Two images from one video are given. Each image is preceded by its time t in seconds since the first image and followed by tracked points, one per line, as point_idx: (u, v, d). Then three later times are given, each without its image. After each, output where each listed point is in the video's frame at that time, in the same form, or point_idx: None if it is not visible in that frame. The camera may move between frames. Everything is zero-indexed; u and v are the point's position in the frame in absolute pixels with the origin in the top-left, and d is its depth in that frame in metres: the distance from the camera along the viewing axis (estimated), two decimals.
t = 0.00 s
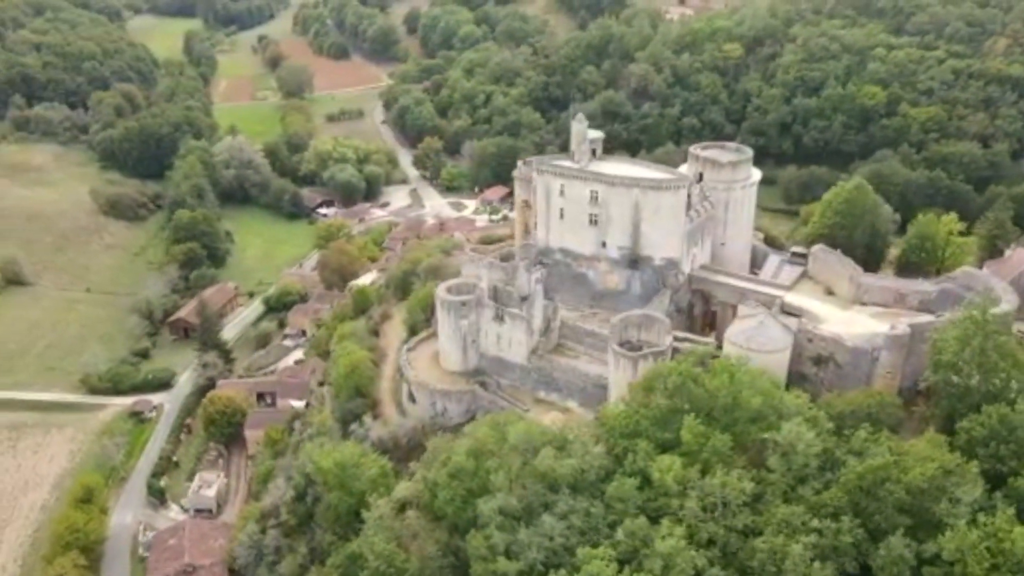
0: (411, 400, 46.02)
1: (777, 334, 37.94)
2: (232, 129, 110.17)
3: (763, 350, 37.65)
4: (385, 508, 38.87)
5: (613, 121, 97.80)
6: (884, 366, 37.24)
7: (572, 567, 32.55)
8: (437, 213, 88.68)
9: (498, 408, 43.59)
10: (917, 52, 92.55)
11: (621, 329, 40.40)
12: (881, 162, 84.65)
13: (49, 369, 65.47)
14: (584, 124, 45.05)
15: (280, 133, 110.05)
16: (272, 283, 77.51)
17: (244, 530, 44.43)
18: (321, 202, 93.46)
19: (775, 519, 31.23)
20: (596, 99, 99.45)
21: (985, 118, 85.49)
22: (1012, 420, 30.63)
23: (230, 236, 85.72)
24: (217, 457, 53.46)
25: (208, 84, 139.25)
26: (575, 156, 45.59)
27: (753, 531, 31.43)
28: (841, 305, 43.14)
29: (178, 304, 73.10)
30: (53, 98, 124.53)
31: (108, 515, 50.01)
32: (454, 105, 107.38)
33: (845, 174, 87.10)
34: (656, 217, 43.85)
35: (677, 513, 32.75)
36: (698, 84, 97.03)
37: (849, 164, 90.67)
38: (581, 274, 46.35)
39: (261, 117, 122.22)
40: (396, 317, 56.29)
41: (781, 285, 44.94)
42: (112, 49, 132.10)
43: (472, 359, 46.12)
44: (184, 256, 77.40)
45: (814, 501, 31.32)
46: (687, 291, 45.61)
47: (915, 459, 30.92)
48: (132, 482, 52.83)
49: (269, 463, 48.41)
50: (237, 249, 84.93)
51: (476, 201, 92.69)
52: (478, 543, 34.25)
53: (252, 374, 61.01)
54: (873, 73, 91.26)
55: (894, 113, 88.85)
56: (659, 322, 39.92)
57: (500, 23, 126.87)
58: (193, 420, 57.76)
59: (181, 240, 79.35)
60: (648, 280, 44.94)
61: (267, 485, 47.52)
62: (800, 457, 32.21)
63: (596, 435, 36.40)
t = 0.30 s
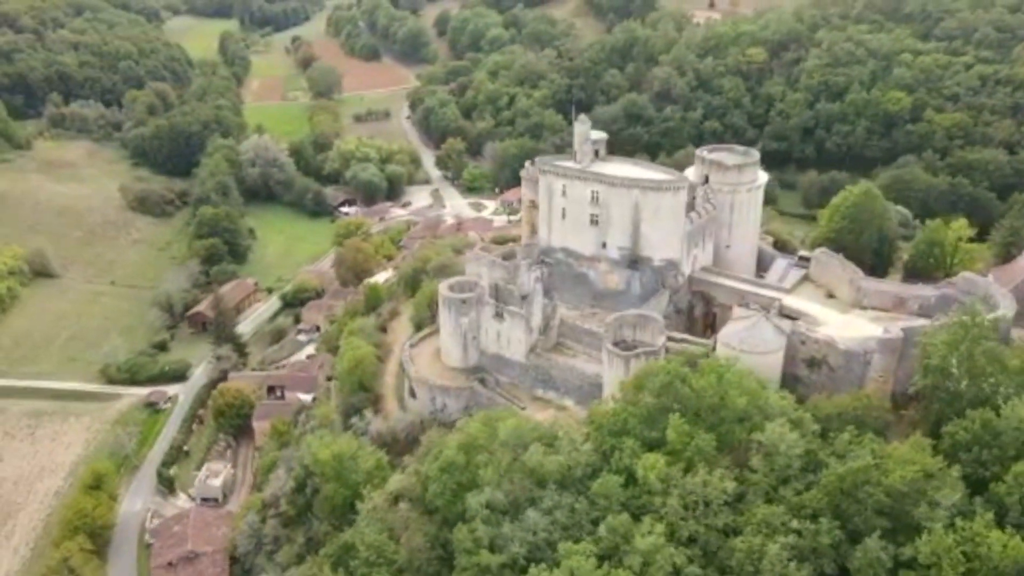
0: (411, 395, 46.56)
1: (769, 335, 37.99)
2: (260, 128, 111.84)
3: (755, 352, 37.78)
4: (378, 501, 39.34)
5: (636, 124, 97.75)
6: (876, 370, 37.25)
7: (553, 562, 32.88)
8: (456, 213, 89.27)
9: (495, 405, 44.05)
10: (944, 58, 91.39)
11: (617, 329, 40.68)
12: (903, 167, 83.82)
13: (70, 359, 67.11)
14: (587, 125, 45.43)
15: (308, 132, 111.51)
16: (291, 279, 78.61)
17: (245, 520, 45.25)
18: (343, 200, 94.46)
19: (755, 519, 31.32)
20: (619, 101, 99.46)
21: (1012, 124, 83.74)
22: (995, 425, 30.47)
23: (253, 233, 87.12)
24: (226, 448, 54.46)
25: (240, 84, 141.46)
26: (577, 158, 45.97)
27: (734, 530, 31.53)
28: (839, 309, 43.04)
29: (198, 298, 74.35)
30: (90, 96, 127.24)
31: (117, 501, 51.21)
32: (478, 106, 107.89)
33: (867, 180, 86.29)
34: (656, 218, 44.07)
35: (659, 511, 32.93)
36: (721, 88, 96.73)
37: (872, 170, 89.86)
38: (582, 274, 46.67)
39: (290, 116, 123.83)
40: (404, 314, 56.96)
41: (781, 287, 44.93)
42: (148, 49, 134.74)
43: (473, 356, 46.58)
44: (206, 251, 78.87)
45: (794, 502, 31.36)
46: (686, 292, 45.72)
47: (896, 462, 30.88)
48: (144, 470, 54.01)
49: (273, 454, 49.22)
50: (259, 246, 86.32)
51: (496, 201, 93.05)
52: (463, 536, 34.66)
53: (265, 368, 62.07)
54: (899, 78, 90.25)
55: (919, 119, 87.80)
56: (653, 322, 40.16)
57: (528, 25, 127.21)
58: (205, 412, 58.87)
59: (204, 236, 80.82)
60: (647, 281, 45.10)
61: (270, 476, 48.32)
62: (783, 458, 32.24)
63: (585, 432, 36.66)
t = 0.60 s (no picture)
0: (412, 389, 47.01)
1: (761, 337, 38.11)
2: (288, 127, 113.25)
3: (746, 353, 37.83)
4: (371, 492, 39.82)
5: (659, 126, 97.52)
6: (868, 374, 37.25)
7: (535, 556, 33.21)
8: (476, 212, 89.76)
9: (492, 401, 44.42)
10: (972, 63, 90.19)
11: (611, 328, 40.80)
12: (927, 173, 82.86)
13: (91, 349, 68.71)
14: (590, 126, 45.78)
15: (334, 132, 112.74)
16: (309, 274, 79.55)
17: (247, 509, 46.06)
18: (366, 199, 95.17)
19: (735, 520, 31.36)
20: (642, 104, 99.26)
21: None
22: (978, 430, 30.28)
23: (275, 230, 88.41)
24: (234, 439, 55.52)
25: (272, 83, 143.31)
26: (580, 158, 46.34)
27: (713, 530, 31.63)
28: (838, 312, 42.93)
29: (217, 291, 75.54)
30: (125, 93, 129.65)
31: (128, 488, 52.41)
32: (502, 107, 108.22)
33: (891, 185, 85.42)
34: (655, 219, 44.27)
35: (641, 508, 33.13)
36: (744, 92, 96.24)
37: (896, 176, 88.96)
38: (583, 274, 46.94)
39: (319, 115, 125.10)
40: (412, 311, 57.60)
41: (781, 290, 44.91)
42: (183, 49, 137.08)
43: (473, 353, 47.01)
44: (228, 247, 80.29)
45: (774, 503, 31.40)
46: (686, 293, 45.75)
47: (877, 465, 30.79)
48: (155, 458, 55.20)
49: (278, 445, 50.02)
50: (281, 242, 87.61)
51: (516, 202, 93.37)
52: (449, 529, 35.13)
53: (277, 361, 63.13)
54: (925, 83, 89.16)
55: (945, 125, 86.72)
56: (648, 321, 40.51)
57: (557, 27, 127.30)
58: (217, 403, 59.99)
59: (226, 231, 82.22)
60: (647, 281, 45.16)
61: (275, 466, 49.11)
62: (764, 459, 32.27)
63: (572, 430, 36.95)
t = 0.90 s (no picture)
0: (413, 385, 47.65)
1: (752, 340, 38.05)
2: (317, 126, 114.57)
3: (736, 354, 37.84)
4: (365, 485, 40.39)
5: (683, 130, 97.09)
6: (859, 379, 37.11)
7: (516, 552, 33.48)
8: (497, 213, 90.18)
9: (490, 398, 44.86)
10: (1003, 69, 88.65)
11: (605, 328, 41.06)
12: (952, 179, 81.63)
13: (113, 341, 70.35)
14: (592, 127, 45.94)
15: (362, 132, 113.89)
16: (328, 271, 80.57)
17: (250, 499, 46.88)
18: (389, 198, 96.23)
19: (712, 520, 31.38)
20: (667, 107, 98.90)
21: None
22: (958, 437, 30.03)
23: (299, 227, 89.62)
24: (244, 430, 56.59)
25: (306, 83, 145.02)
26: (583, 160, 46.53)
27: (691, 530, 31.68)
28: (837, 317, 42.75)
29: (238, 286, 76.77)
30: (161, 92, 132.06)
31: (138, 476, 53.66)
32: (528, 109, 108.36)
33: (916, 191, 84.30)
34: (655, 221, 44.37)
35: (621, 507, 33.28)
36: (770, 96, 95.53)
37: (922, 182, 87.78)
38: (584, 274, 47.14)
39: (348, 114, 126.23)
40: (421, 309, 58.22)
41: (780, 294, 44.77)
42: (219, 49, 139.33)
43: (473, 351, 47.44)
44: (251, 243, 81.69)
45: (752, 504, 31.38)
46: (686, 295, 45.79)
47: (856, 470, 30.67)
48: (166, 447, 56.43)
49: (283, 437, 50.85)
50: (304, 238, 88.87)
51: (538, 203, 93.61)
52: (434, 523, 35.58)
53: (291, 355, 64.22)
54: (954, 89, 87.78)
55: (973, 131, 85.40)
56: (641, 321, 40.73)
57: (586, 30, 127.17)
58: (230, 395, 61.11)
59: (250, 228, 83.68)
60: (647, 283, 45.23)
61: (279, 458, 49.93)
62: (744, 461, 32.28)
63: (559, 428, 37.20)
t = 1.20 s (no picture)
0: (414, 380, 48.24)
1: (741, 343, 38.08)
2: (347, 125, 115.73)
3: (724, 356, 37.86)
4: (358, 477, 40.96)
5: (709, 133, 96.48)
6: (848, 384, 36.86)
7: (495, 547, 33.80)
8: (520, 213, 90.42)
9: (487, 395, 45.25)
10: None
11: (599, 328, 41.33)
12: (980, 186, 80.17)
13: (135, 331, 71.98)
14: (595, 128, 46.05)
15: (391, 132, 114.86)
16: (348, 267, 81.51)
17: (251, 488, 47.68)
18: (414, 196, 97.12)
19: (687, 520, 31.43)
20: (694, 110, 98.37)
21: None
22: (936, 443, 29.79)
23: (323, 223, 90.72)
24: (253, 421, 57.61)
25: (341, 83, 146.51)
26: (586, 160, 46.69)
27: (667, 530, 31.74)
28: (835, 322, 42.50)
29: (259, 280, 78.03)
30: (199, 90, 134.44)
31: (150, 463, 54.93)
32: (555, 110, 108.28)
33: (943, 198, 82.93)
34: (654, 222, 44.38)
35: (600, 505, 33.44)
36: (798, 100, 94.65)
37: (950, 189, 86.38)
38: (585, 274, 47.29)
39: (379, 112, 126.99)
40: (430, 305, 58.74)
41: (779, 297, 44.57)
42: (256, 48, 141.46)
43: (474, 348, 47.90)
44: (273, 238, 83.01)
45: (727, 506, 31.35)
46: (685, 297, 45.81)
47: (832, 474, 30.55)
48: (178, 436, 57.64)
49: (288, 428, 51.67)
50: (328, 235, 90.04)
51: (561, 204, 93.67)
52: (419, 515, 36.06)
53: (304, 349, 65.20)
54: (985, 94, 86.16)
55: (1004, 137, 83.78)
56: (634, 322, 41.10)
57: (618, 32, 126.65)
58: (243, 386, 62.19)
59: (274, 223, 85.06)
60: (646, 284, 45.22)
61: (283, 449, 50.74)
62: (722, 461, 32.26)
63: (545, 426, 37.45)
